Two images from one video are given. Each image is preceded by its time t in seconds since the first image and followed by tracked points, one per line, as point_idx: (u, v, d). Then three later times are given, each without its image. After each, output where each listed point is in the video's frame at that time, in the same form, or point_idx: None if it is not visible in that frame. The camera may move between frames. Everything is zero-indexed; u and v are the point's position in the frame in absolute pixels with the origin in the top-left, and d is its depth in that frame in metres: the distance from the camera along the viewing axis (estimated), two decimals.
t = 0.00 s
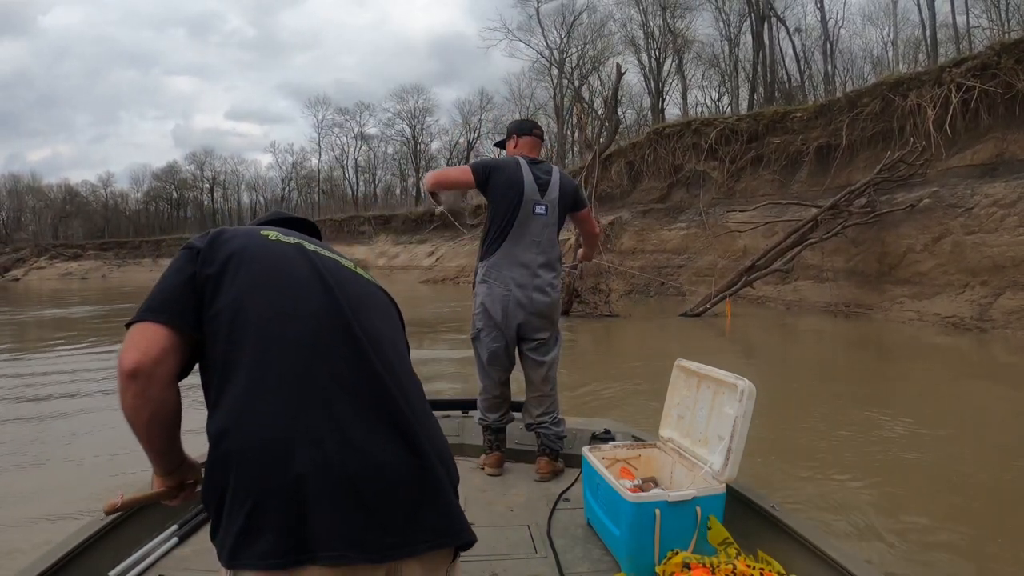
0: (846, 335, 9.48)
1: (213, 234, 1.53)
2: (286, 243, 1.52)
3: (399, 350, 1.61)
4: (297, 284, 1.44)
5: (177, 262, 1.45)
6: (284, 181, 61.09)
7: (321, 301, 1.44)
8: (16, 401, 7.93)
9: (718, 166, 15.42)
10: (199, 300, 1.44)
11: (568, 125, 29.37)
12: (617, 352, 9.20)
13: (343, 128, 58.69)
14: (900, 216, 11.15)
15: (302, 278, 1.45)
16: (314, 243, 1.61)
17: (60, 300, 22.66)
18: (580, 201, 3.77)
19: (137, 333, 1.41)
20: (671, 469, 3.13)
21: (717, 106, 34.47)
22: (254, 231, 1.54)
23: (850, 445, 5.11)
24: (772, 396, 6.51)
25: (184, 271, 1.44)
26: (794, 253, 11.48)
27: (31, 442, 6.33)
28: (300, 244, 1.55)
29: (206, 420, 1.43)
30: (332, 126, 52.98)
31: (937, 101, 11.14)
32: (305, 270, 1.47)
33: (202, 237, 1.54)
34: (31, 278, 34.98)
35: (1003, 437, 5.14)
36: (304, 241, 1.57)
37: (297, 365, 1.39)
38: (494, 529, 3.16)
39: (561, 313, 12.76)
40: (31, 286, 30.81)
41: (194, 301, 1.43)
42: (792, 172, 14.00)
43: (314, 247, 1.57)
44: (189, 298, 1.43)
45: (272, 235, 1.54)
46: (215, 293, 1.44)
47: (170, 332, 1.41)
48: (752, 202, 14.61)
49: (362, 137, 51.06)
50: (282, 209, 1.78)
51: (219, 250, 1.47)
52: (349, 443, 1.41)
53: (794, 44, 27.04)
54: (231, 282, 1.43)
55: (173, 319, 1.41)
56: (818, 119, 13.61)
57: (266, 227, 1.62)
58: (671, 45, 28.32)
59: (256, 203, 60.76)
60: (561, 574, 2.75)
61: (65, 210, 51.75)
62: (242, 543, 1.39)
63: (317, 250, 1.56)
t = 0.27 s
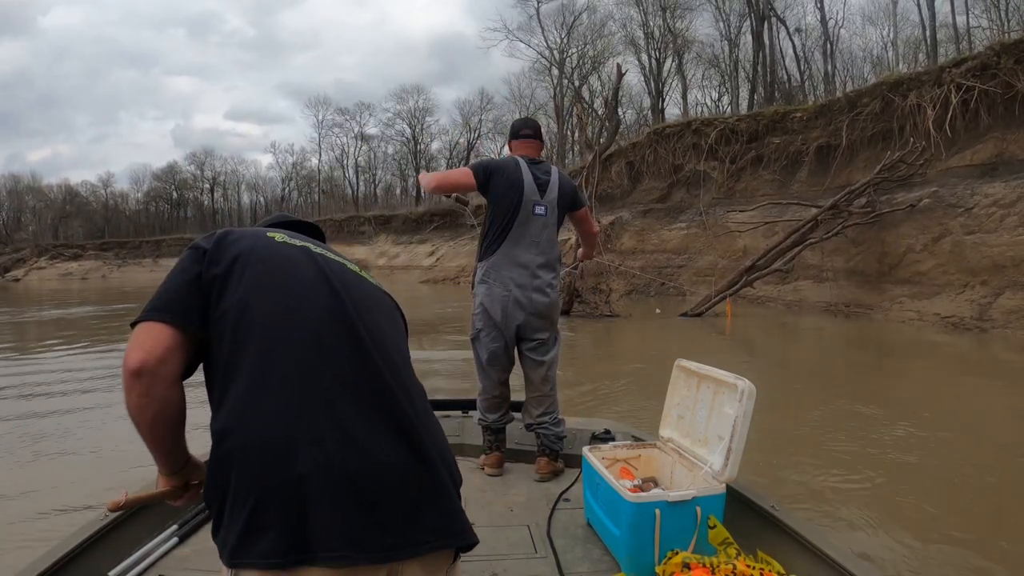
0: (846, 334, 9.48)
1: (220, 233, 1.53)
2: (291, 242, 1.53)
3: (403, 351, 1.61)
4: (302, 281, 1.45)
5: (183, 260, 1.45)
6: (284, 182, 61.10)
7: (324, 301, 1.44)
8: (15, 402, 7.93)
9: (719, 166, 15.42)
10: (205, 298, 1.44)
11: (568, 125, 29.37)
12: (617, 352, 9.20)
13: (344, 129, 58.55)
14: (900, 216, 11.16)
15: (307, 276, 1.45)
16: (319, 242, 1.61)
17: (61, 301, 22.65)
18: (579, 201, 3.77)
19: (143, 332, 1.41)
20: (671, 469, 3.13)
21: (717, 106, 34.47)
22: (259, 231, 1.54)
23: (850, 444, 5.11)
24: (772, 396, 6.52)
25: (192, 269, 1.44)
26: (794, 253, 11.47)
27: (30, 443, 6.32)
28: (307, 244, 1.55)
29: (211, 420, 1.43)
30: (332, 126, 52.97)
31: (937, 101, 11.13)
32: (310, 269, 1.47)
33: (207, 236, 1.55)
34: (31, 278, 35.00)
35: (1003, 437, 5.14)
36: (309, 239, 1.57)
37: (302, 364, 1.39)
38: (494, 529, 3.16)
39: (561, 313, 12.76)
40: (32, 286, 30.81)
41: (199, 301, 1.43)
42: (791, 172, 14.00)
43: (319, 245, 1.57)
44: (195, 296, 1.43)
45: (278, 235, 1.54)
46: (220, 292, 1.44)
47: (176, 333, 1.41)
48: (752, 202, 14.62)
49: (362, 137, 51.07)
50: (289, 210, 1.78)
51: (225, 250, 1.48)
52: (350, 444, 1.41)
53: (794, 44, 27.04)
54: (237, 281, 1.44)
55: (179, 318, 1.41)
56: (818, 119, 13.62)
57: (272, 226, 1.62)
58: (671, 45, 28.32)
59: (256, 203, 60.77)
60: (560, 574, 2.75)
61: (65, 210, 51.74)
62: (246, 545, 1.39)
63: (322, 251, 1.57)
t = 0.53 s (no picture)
0: (847, 335, 9.47)
1: (227, 221, 1.53)
2: (297, 231, 1.52)
3: (407, 346, 1.61)
4: (306, 273, 1.44)
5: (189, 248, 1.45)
6: (285, 181, 61.12)
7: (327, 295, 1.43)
8: (15, 402, 7.91)
9: (719, 167, 15.42)
10: (210, 288, 1.45)
11: (569, 126, 29.36)
12: (617, 353, 9.19)
13: (344, 129, 58.51)
14: (901, 217, 11.16)
15: (311, 268, 1.45)
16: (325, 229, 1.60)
17: (61, 300, 22.62)
18: (580, 201, 3.77)
19: (146, 325, 1.40)
20: (671, 469, 3.13)
21: (718, 107, 34.48)
22: (266, 219, 1.54)
23: (850, 444, 5.11)
24: (772, 396, 6.51)
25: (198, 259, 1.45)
26: (795, 253, 11.47)
27: (30, 442, 6.33)
28: (312, 232, 1.54)
29: (214, 413, 1.44)
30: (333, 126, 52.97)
31: (937, 101, 11.12)
32: (315, 261, 1.46)
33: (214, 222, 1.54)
34: (32, 278, 35.00)
35: (1002, 437, 5.14)
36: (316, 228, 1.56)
37: (303, 362, 1.39)
38: (495, 529, 3.16)
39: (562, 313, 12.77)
40: (33, 286, 30.80)
41: (202, 293, 1.44)
42: (792, 173, 14.00)
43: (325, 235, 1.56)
44: (199, 286, 1.44)
45: (284, 222, 1.53)
46: (226, 284, 1.44)
47: (179, 325, 1.41)
48: (753, 202, 14.62)
49: (363, 137, 51.04)
50: (301, 192, 1.77)
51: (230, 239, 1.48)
52: (347, 442, 1.41)
53: (794, 45, 27.04)
54: (241, 272, 1.44)
55: (183, 309, 1.41)
56: (818, 120, 13.62)
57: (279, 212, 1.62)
58: (672, 46, 28.31)
59: (257, 203, 60.77)
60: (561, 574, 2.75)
61: (65, 210, 51.72)
62: (243, 539, 1.40)
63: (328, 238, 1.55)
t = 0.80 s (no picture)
0: (847, 335, 9.47)
1: (243, 191, 1.44)
2: (311, 211, 1.41)
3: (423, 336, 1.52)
4: (311, 267, 1.36)
5: (200, 228, 1.39)
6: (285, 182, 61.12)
7: (330, 293, 1.36)
8: (15, 401, 7.91)
9: (720, 167, 15.41)
10: (217, 273, 1.39)
11: (569, 126, 29.35)
12: (617, 353, 9.19)
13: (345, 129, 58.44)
14: (901, 217, 11.15)
15: (316, 260, 1.36)
16: (346, 199, 1.47)
17: (62, 301, 22.62)
18: (580, 201, 3.77)
19: (156, 311, 1.38)
20: (671, 469, 3.14)
21: (718, 107, 34.49)
22: (282, 191, 1.43)
23: (850, 444, 5.11)
24: (773, 396, 6.51)
25: (206, 242, 1.38)
26: (796, 253, 11.46)
27: (30, 442, 6.33)
28: (329, 207, 1.43)
29: (226, 401, 1.44)
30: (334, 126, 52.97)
31: (937, 102, 11.11)
32: (323, 251, 1.37)
33: (230, 192, 1.47)
34: (33, 278, 34.99)
35: (1002, 436, 5.15)
36: (334, 202, 1.44)
37: (307, 363, 1.35)
38: (495, 529, 3.16)
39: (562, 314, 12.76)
40: (33, 286, 30.80)
41: (212, 279, 1.39)
42: (792, 173, 14.00)
43: (343, 211, 1.44)
44: (206, 272, 1.38)
45: (300, 195, 1.43)
46: (235, 271, 1.39)
47: (188, 314, 1.38)
48: (753, 203, 14.61)
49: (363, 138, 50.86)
50: (332, 130, 1.60)
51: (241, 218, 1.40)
52: (343, 451, 1.38)
53: (795, 45, 27.02)
54: (247, 260, 1.37)
55: (190, 298, 1.37)
56: (819, 120, 13.62)
57: (299, 174, 1.50)
58: (672, 46, 28.29)
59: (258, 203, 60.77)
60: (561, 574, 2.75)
61: (66, 210, 51.68)
62: (245, 530, 1.43)
63: (345, 212, 1.44)
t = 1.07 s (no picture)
0: (847, 334, 9.48)
1: (259, 181, 1.38)
2: (322, 210, 1.31)
3: (445, 335, 1.39)
4: (315, 268, 1.28)
5: (216, 222, 1.35)
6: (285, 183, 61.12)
7: (333, 295, 1.27)
8: (15, 403, 7.91)
9: (720, 167, 15.40)
10: (230, 269, 1.34)
11: (569, 126, 29.34)
12: (617, 353, 9.18)
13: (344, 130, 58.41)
14: (901, 216, 11.13)
15: (321, 258, 1.28)
16: (363, 192, 1.35)
17: (61, 303, 22.61)
18: (582, 202, 3.77)
19: (173, 307, 1.36)
20: (671, 469, 3.14)
21: (718, 107, 34.48)
22: (296, 184, 1.35)
23: (850, 443, 5.11)
24: (773, 396, 6.51)
25: (220, 237, 1.34)
26: (797, 253, 11.44)
27: (30, 444, 6.32)
28: (344, 202, 1.33)
29: (244, 397, 1.40)
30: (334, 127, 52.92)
31: (937, 100, 11.10)
32: (328, 250, 1.28)
33: (251, 179, 1.40)
34: (33, 281, 34.99)
35: (1002, 435, 5.15)
36: (350, 195, 1.34)
37: (311, 366, 1.29)
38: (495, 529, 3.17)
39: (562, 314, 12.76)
40: (34, 288, 30.82)
41: (226, 275, 1.34)
42: (792, 173, 14.00)
43: (359, 207, 1.33)
44: (217, 269, 1.33)
45: (315, 189, 1.33)
46: (246, 267, 1.33)
47: (200, 312, 1.34)
48: (753, 202, 14.61)
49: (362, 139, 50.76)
50: (371, 96, 1.51)
51: (255, 211, 1.34)
52: (344, 460, 1.30)
53: (794, 45, 27.02)
54: (256, 258, 1.31)
55: (201, 298, 1.33)
56: (818, 120, 13.61)
57: (321, 159, 1.40)
58: (671, 46, 28.28)
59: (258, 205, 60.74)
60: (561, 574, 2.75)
61: (66, 212, 51.63)
62: (259, 530, 1.40)
63: (361, 208, 1.33)
